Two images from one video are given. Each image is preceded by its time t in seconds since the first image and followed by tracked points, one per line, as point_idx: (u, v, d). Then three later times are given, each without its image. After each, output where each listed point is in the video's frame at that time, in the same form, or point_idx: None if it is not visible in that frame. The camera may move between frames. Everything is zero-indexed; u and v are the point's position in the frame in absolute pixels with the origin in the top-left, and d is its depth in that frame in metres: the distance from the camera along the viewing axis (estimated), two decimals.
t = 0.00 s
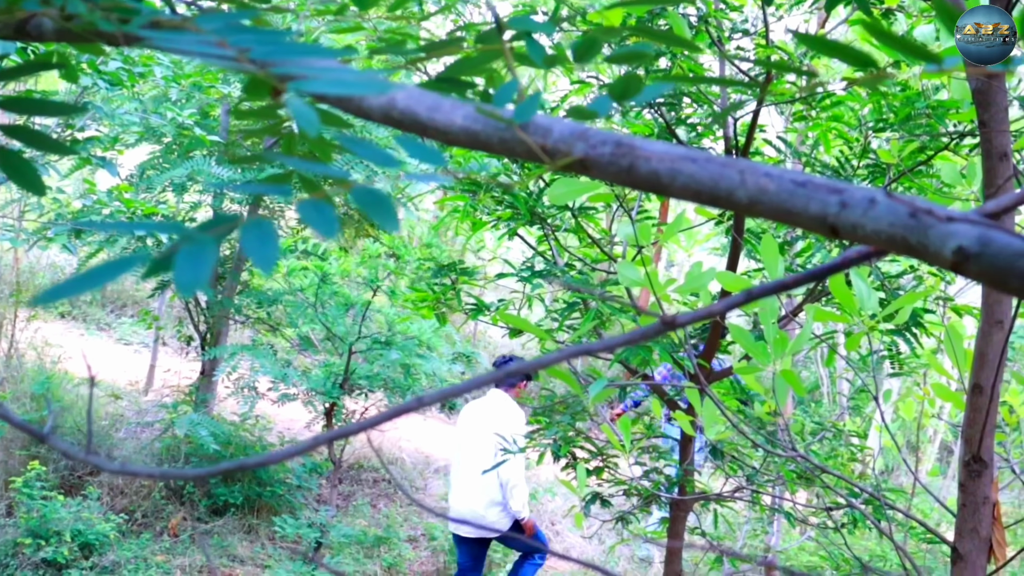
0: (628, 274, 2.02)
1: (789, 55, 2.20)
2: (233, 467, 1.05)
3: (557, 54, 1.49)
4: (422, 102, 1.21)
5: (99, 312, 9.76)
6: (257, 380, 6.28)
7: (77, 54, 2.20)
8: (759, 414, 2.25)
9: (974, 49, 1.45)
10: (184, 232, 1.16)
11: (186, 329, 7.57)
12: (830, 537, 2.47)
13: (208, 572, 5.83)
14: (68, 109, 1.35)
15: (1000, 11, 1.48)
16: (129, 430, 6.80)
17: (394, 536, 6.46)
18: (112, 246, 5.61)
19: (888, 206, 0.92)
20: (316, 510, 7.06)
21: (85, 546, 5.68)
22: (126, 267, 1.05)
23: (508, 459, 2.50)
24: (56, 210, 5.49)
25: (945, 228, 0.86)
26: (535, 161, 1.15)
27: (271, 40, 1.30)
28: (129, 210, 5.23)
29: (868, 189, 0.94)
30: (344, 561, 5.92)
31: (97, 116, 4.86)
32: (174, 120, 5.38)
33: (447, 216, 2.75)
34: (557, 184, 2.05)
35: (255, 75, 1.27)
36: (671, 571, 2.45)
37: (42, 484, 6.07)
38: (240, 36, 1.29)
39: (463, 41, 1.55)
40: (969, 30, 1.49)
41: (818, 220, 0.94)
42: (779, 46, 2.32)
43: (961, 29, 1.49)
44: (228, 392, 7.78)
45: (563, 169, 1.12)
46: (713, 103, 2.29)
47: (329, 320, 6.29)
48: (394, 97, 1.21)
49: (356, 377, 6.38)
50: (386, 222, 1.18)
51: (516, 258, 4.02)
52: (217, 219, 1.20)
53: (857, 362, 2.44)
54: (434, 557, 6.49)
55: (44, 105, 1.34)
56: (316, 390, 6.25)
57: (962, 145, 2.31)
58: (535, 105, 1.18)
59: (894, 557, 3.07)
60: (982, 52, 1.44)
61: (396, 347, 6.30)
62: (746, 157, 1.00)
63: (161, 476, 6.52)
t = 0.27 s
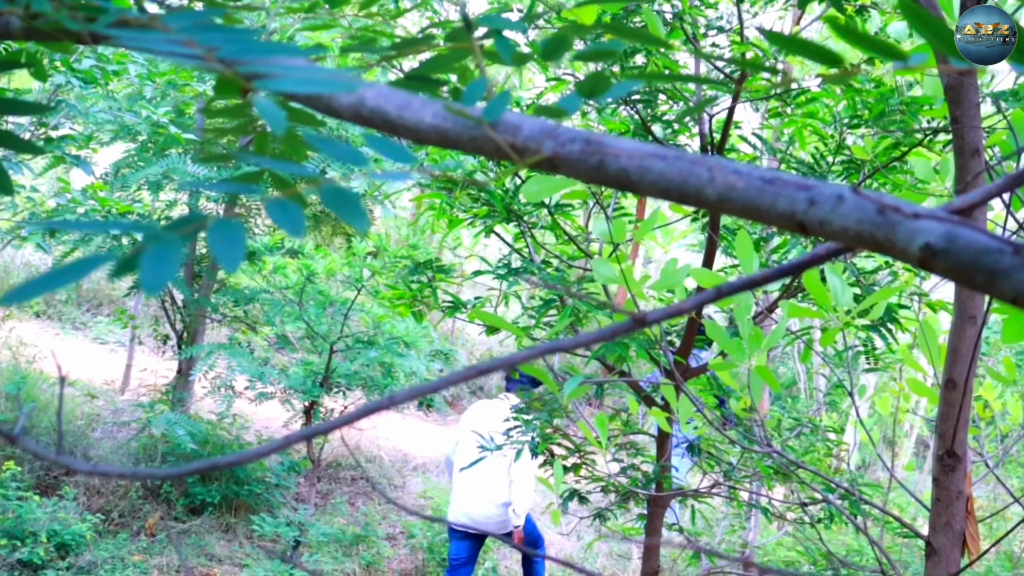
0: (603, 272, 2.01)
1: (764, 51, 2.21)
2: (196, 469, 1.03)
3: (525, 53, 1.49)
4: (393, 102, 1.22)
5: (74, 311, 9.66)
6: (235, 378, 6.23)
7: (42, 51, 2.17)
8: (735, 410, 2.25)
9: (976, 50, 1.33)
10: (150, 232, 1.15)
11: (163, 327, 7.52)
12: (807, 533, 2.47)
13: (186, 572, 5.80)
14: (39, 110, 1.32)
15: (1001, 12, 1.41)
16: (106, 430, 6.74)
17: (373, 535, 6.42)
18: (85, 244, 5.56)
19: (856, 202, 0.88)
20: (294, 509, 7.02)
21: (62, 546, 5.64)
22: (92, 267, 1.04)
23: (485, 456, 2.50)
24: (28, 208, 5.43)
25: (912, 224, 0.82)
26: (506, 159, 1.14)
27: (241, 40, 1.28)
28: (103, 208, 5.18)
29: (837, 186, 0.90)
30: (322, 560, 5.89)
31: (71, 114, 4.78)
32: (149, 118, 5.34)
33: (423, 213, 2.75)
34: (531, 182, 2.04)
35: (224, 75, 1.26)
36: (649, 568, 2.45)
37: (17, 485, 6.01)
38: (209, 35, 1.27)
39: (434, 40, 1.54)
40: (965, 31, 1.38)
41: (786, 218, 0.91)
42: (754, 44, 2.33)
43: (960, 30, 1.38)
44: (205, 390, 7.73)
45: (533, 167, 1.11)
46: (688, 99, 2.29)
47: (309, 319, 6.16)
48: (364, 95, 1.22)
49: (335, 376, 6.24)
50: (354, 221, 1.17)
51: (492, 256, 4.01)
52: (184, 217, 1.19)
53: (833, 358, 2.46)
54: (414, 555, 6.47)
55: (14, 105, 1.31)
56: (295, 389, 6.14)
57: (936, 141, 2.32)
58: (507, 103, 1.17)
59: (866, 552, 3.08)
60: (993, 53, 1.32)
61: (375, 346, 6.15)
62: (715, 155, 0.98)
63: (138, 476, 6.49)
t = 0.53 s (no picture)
0: (581, 270, 2.02)
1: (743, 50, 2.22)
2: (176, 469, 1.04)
3: (500, 53, 1.48)
4: (366, 103, 1.19)
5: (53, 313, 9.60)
6: (215, 378, 6.20)
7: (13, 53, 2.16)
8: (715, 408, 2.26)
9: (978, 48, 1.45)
10: (120, 232, 1.14)
11: (143, 328, 7.48)
12: (788, 530, 2.47)
13: (166, 572, 5.77)
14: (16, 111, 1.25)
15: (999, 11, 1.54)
16: (85, 431, 6.71)
17: (354, 534, 6.38)
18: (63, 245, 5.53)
19: (827, 202, 0.86)
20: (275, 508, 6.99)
21: (40, 548, 5.62)
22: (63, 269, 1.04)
23: (465, 455, 2.51)
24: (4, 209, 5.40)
25: (883, 224, 0.81)
26: (477, 159, 1.11)
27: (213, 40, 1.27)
28: (80, 208, 5.15)
29: (809, 186, 0.88)
30: (303, 559, 5.86)
31: (49, 114, 4.75)
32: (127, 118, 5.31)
33: (402, 213, 2.74)
34: (510, 181, 2.04)
35: (197, 75, 1.25)
36: (629, 566, 2.46)
37: None
38: (181, 36, 1.26)
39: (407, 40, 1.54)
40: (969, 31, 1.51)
41: (758, 218, 0.89)
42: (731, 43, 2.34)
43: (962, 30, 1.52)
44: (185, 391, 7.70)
45: (506, 168, 1.08)
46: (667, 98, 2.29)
47: (289, 319, 6.09)
48: (337, 96, 1.19)
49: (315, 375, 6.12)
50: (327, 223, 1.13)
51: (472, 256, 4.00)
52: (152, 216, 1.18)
53: (813, 355, 2.47)
54: (395, 554, 6.45)
55: None
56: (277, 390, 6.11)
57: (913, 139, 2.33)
58: (479, 103, 1.14)
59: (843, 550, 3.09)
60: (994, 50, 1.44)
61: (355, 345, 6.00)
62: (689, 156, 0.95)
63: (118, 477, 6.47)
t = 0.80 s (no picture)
0: (559, 267, 2.02)
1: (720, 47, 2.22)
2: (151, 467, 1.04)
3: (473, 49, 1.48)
4: (338, 99, 1.13)
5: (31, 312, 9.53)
6: (195, 377, 6.17)
7: None
8: (694, 404, 2.26)
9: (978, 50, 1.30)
10: (87, 232, 1.13)
11: (123, 327, 7.45)
12: (767, 526, 2.47)
13: (147, 572, 5.75)
14: None
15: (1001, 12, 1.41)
16: (65, 431, 6.67)
17: (335, 533, 6.36)
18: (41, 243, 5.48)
19: (797, 198, 0.85)
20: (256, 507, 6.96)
21: (19, 548, 5.59)
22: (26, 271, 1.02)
23: (445, 453, 2.50)
24: None
25: (852, 219, 0.80)
26: (449, 156, 1.08)
27: (183, 37, 1.26)
28: (59, 206, 5.12)
29: (778, 181, 0.87)
30: (285, 558, 5.84)
31: (26, 112, 4.71)
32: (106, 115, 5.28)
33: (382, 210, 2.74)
34: (488, 178, 2.03)
35: (166, 73, 1.24)
36: (610, 563, 2.46)
37: None
38: (150, 32, 1.25)
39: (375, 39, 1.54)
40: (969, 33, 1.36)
41: (728, 214, 0.88)
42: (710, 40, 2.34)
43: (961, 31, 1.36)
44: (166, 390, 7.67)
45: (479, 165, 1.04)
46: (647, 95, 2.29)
47: (269, 317, 6.04)
48: (308, 91, 1.14)
49: (296, 373, 6.06)
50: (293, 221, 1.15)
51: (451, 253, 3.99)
52: (124, 215, 1.16)
53: (792, 352, 2.47)
54: (377, 553, 6.44)
55: None
56: (254, 386, 5.98)
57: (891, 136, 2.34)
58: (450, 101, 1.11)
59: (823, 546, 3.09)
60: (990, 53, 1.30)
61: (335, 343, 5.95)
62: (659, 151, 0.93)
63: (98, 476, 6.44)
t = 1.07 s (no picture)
0: (538, 266, 2.02)
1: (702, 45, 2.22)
2: (105, 471, 0.96)
3: (446, 46, 1.47)
4: (311, 96, 1.11)
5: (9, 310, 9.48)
6: (176, 376, 6.15)
7: None
8: (674, 401, 2.26)
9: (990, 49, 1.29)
10: (55, 232, 1.11)
11: (102, 325, 7.41)
12: (748, 523, 2.47)
13: (129, 572, 5.73)
14: None
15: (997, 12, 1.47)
16: (45, 431, 6.63)
17: (317, 532, 6.35)
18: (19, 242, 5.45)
19: (770, 195, 0.84)
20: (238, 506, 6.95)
21: None
22: None
23: (426, 451, 2.50)
24: None
25: (824, 217, 0.80)
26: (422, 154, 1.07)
27: (156, 35, 1.23)
28: (38, 205, 5.08)
29: (752, 178, 0.86)
30: (268, 557, 5.82)
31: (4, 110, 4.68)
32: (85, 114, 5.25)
33: (362, 209, 2.73)
34: (467, 176, 2.03)
35: (137, 71, 1.22)
36: (591, 560, 2.46)
37: None
38: (122, 30, 1.23)
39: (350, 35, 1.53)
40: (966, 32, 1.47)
41: (701, 212, 0.86)
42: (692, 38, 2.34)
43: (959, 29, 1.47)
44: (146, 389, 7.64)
45: (450, 163, 1.04)
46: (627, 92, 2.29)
47: (251, 316, 6.02)
48: (280, 89, 1.12)
49: (278, 372, 6.04)
50: (262, 218, 1.14)
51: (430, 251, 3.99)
52: (94, 214, 1.14)
53: (773, 348, 2.48)
54: (359, 551, 6.45)
55: None
56: (238, 386, 5.94)
57: (870, 133, 2.35)
58: (424, 97, 1.09)
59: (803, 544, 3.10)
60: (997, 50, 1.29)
61: (317, 342, 5.94)
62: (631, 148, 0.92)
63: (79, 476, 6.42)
